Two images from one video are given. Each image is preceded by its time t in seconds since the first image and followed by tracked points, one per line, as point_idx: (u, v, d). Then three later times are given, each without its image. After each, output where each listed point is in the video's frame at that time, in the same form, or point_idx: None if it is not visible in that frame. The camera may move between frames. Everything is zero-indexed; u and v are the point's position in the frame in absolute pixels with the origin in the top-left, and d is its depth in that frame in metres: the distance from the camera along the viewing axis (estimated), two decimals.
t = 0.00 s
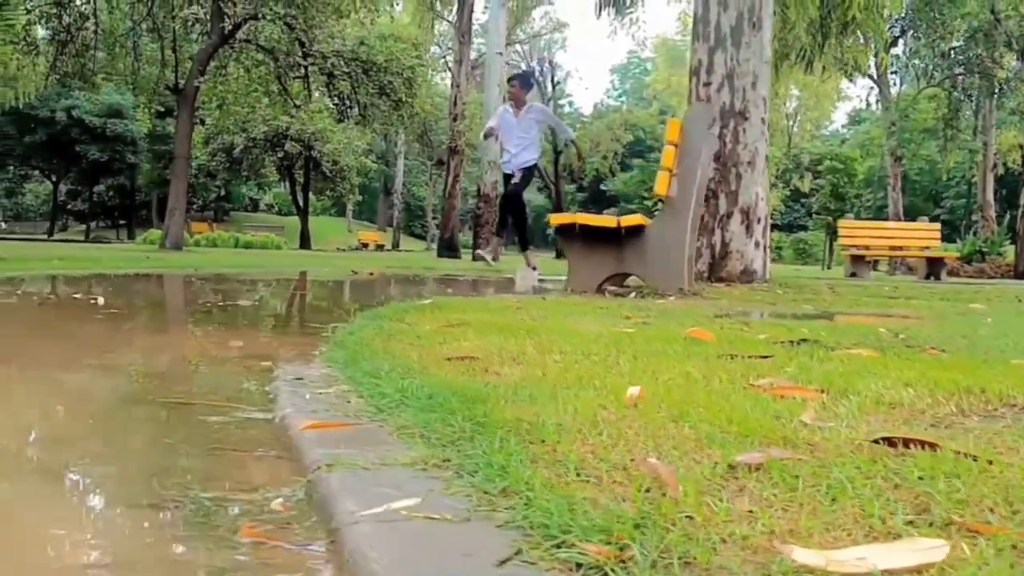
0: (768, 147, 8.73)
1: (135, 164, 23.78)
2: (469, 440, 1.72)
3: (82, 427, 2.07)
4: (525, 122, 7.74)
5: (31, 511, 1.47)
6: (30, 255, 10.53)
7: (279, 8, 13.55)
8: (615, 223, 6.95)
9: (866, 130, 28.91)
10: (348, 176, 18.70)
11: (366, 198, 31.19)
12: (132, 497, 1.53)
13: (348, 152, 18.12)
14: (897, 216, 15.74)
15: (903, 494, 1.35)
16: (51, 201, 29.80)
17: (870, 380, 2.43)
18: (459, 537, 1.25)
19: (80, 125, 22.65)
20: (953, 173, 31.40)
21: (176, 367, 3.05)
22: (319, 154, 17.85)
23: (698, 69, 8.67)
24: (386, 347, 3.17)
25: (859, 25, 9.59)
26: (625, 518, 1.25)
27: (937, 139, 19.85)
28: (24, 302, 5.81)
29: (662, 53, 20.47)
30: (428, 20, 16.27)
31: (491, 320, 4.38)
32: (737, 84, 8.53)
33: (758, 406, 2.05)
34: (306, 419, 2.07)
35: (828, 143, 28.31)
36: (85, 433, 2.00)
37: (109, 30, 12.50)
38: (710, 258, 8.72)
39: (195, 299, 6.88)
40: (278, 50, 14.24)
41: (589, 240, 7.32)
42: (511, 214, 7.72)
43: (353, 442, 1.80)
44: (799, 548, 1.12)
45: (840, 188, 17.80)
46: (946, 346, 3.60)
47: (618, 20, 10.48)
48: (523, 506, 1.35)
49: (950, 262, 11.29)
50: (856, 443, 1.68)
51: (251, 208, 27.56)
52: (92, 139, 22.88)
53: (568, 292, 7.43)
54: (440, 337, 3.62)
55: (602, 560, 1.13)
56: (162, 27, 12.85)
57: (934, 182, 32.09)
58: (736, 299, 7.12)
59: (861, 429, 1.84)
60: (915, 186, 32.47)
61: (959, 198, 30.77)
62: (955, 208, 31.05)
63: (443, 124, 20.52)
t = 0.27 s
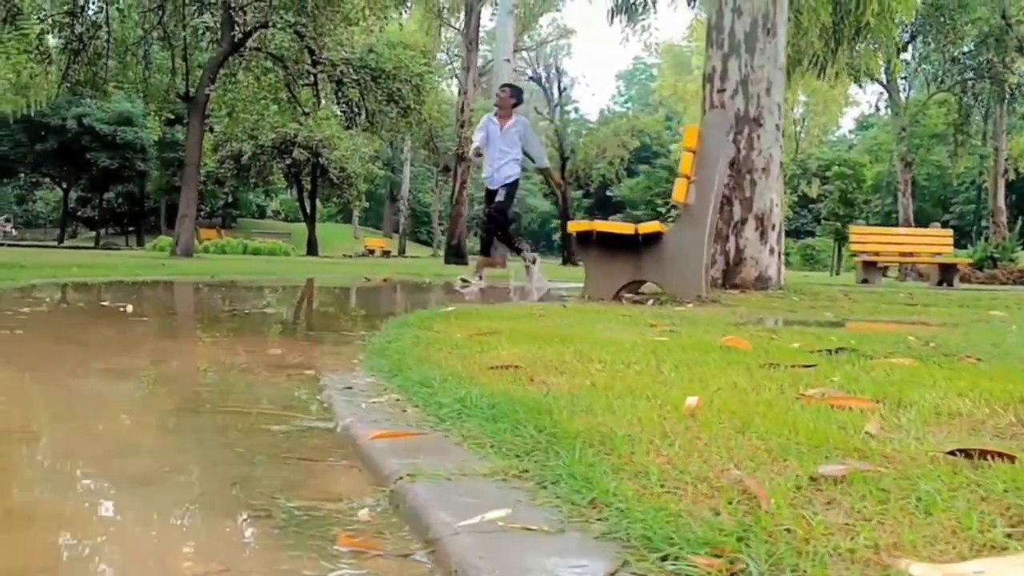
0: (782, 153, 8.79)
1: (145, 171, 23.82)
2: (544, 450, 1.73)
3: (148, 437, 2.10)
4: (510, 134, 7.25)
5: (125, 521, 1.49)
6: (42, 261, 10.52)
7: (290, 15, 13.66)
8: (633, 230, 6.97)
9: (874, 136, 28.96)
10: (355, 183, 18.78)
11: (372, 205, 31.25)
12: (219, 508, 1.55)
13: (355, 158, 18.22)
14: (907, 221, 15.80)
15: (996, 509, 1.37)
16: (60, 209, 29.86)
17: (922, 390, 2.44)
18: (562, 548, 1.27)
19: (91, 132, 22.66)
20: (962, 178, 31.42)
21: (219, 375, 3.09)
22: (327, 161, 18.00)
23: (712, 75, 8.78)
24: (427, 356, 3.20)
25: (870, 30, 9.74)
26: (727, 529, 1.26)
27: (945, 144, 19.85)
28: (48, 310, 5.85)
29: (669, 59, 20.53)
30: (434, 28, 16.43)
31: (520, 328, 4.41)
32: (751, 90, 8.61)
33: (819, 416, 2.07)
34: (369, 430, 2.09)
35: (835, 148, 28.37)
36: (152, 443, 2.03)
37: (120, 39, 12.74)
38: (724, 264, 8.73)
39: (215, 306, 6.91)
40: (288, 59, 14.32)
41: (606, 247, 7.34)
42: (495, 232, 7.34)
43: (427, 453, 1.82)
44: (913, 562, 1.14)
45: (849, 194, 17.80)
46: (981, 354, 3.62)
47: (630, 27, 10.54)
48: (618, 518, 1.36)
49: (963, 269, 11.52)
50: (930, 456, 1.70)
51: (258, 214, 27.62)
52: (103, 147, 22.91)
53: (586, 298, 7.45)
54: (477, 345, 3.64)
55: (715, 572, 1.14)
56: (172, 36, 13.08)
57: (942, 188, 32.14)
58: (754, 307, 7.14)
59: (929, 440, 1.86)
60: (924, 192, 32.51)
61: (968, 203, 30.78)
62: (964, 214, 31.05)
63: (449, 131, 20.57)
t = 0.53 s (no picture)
0: (790, 157, 8.85)
1: (150, 176, 23.86)
2: (591, 451, 1.74)
3: (188, 439, 2.12)
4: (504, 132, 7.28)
5: (180, 523, 1.51)
6: (48, 265, 10.52)
7: (295, 21, 13.59)
8: (643, 234, 6.99)
9: (878, 140, 29.04)
10: (359, 187, 18.81)
11: (376, 209, 31.29)
12: (272, 510, 1.57)
13: (359, 162, 18.28)
14: (913, 225, 15.85)
15: None
16: (65, 213, 29.90)
17: (954, 393, 2.45)
18: (625, 548, 1.27)
19: (97, 137, 22.67)
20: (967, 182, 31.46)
21: (245, 378, 3.11)
22: (331, 165, 18.04)
23: (721, 79, 8.83)
24: (453, 359, 3.21)
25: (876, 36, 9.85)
26: (790, 532, 1.26)
27: (950, 148, 19.88)
28: (64, 314, 5.87)
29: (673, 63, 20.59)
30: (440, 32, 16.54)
31: (538, 331, 4.43)
32: (760, 94, 8.66)
33: (858, 419, 2.06)
34: (408, 432, 2.11)
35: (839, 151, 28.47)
36: (193, 446, 2.05)
37: (127, 45, 12.89)
38: (732, 269, 8.73)
39: (226, 310, 6.94)
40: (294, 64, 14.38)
41: (616, 251, 7.35)
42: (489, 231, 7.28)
43: (472, 454, 1.83)
44: (986, 565, 1.14)
45: (854, 198, 17.81)
46: (1003, 358, 3.63)
47: (637, 31, 10.60)
48: (676, 517, 1.37)
49: (970, 273, 11.63)
50: (975, 459, 1.71)
51: (262, 218, 27.67)
52: (108, 151, 22.92)
53: (595, 302, 7.44)
54: (498, 348, 3.65)
55: (783, 573, 1.15)
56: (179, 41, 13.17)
57: (947, 192, 32.20)
58: (764, 311, 7.16)
59: (973, 445, 1.85)
60: (928, 196, 32.58)
61: (973, 207, 30.83)
62: (969, 218, 31.09)
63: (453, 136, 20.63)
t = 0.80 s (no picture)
0: (798, 161, 8.93)
1: (155, 181, 23.88)
2: (640, 453, 1.74)
3: (229, 446, 2.13)
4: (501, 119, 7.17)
5: (235, 530, 1.52)
6: (58, 269, 10.54)
7: (301, 26, 13.59)
8: (655, 238, 7.01)
9: (883, 144, 29.09)
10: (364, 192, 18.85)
11: (380, 213, 31.33)
12: (326, 515, 1.58)
13: (363, 167, 18.34)
14: (919, 230, 15.91)
15: None
16: (70, 218, 29.95)
17: (989, 398, 2.45)
18: (692, 551, 1.27)
19: (103, 143, 22.70)
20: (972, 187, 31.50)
21: (274, 384, 3.13)
22: (335, 170, 18.07)
23: (729, 83, 8.94)
24: (480, 363, 3.24)
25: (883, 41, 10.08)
26: (858, 534, 1.26)
27: (954, 152, 19.91)
28: (80, 320, 5.90)
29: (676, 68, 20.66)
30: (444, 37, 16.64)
31: (557, 335, 4.46)
32: (769, 97, 8.76)
33: (898, 423, 2.06)
34: (449, 436, 2.12)
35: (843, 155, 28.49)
36: (235, 452, 2.07)
37: (134, 50, 13.15)
38: (742, 272, 8.78)
39: (238, 315, 6.96)
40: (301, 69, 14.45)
41: (627, 255, 7.36)
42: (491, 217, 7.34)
43: (519, 456, 1.84)
44: None
45: (859, 202, 17.89)
46: None
47: (644, 36, 10.67)
48: (739, 520, 1.37)
49: (977, 277, 11.73)
50: None
51: (266, 223, 27.71)
52: (114, 156, 22.95)
53: (606, 307, 7.46)
54: (521, 353, 3.66)
55: None
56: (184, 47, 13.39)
57: (952, 196, 32.24)
58: (775, 315, 7.19)
59: (1018, 447, 1.85)
60: (933, 200, 32.62)
61: (978, 212, 30.86)
62: (974, 222, 31.13)
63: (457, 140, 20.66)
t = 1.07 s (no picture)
0: (806, 166, 9.03)
1: (160, 186, 23.87)
2: (686, 459, 1.74)
3: (268, 455, 2.15)
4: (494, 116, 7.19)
5: (286, 544, 1.53)
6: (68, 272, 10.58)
7: (307, 31, 13.68)
8: (666, 242, 7.01)
9: (887, 148, 29.12)
10: (368, 197, 18.87)
11: (384, 218, 31.35)
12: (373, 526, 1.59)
13: (368, 172, 18.39)
14: (924, 234, 16.00)
15: None
16: (75, 223, 29.96)
17: (1022, 403, 2.45)
18: (754, 559, 1.27)
19: (108, 148, 22.70)
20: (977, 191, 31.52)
21: (301, 392, 3.15)
22: (339, 175, 18.10)
23: (737, 88, 9.06)
24: (506, 368, 3.27)
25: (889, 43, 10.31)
26: (920, 542, 1.26)
27: (957, 155, 19.93)
28: (97, 325, 5.93)
29: (678, 73, 20.69)
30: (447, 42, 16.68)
31: (576, 340, 4.49)
32: (777, 102, 8.87)
33: (937, 429, 2.05)
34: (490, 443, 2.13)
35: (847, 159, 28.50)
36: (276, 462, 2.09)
37: (140, 56, 13.45)
38: (751, 277, 8.84)
39: (248, 320, 6.98)
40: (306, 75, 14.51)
41: (637, 260, 7.37)
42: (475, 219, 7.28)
43: (565, 462, 1.85)
44: None
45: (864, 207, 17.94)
46: None
47: (650, 41, 10.71)
48: (796, 527, 1.36)
49: (983, 282, 11.81)
50: None
51: (269, 227, 27.74)
52: (120, 162, 22.94)
53: (617, 312, 7.46)
54: (543, 359, 3.67)
55: None
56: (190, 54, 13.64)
57: (957, 201, 32.29)
58: (786, 319, 7.23)
59: None
60: (938, 205, 32.66)
61: (984, 216, 30.87)
62: (979, 227, 31.15)
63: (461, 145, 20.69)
